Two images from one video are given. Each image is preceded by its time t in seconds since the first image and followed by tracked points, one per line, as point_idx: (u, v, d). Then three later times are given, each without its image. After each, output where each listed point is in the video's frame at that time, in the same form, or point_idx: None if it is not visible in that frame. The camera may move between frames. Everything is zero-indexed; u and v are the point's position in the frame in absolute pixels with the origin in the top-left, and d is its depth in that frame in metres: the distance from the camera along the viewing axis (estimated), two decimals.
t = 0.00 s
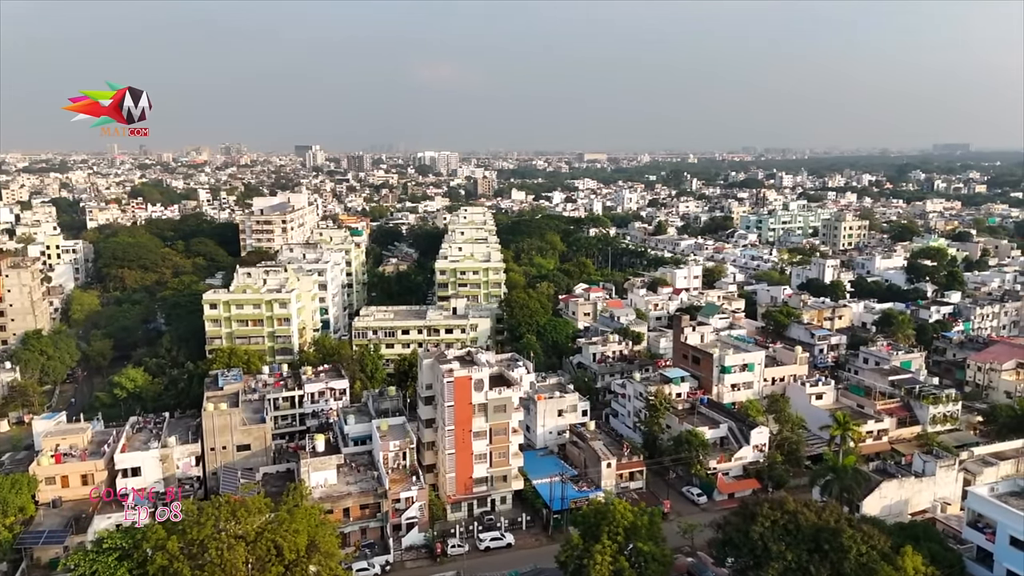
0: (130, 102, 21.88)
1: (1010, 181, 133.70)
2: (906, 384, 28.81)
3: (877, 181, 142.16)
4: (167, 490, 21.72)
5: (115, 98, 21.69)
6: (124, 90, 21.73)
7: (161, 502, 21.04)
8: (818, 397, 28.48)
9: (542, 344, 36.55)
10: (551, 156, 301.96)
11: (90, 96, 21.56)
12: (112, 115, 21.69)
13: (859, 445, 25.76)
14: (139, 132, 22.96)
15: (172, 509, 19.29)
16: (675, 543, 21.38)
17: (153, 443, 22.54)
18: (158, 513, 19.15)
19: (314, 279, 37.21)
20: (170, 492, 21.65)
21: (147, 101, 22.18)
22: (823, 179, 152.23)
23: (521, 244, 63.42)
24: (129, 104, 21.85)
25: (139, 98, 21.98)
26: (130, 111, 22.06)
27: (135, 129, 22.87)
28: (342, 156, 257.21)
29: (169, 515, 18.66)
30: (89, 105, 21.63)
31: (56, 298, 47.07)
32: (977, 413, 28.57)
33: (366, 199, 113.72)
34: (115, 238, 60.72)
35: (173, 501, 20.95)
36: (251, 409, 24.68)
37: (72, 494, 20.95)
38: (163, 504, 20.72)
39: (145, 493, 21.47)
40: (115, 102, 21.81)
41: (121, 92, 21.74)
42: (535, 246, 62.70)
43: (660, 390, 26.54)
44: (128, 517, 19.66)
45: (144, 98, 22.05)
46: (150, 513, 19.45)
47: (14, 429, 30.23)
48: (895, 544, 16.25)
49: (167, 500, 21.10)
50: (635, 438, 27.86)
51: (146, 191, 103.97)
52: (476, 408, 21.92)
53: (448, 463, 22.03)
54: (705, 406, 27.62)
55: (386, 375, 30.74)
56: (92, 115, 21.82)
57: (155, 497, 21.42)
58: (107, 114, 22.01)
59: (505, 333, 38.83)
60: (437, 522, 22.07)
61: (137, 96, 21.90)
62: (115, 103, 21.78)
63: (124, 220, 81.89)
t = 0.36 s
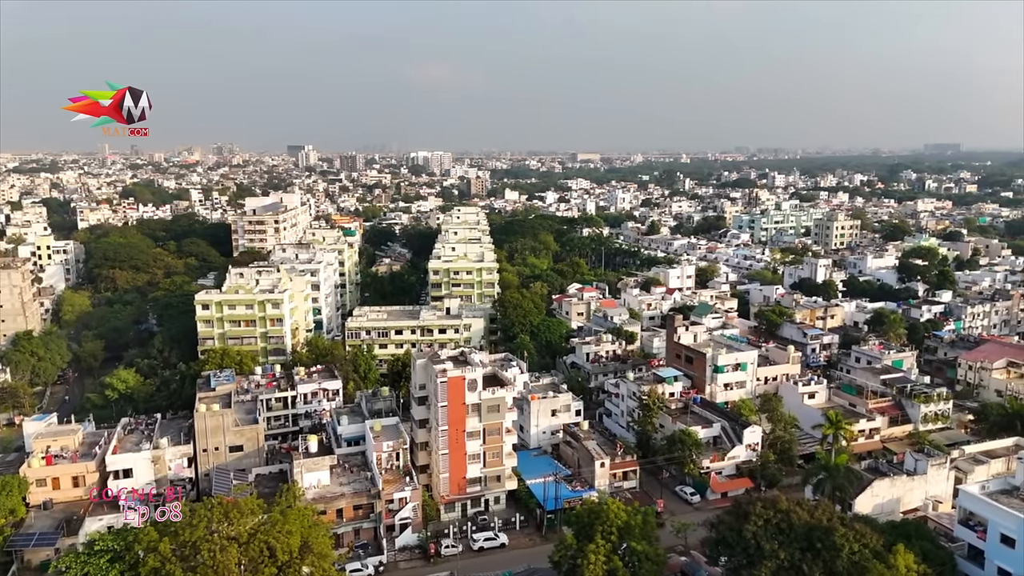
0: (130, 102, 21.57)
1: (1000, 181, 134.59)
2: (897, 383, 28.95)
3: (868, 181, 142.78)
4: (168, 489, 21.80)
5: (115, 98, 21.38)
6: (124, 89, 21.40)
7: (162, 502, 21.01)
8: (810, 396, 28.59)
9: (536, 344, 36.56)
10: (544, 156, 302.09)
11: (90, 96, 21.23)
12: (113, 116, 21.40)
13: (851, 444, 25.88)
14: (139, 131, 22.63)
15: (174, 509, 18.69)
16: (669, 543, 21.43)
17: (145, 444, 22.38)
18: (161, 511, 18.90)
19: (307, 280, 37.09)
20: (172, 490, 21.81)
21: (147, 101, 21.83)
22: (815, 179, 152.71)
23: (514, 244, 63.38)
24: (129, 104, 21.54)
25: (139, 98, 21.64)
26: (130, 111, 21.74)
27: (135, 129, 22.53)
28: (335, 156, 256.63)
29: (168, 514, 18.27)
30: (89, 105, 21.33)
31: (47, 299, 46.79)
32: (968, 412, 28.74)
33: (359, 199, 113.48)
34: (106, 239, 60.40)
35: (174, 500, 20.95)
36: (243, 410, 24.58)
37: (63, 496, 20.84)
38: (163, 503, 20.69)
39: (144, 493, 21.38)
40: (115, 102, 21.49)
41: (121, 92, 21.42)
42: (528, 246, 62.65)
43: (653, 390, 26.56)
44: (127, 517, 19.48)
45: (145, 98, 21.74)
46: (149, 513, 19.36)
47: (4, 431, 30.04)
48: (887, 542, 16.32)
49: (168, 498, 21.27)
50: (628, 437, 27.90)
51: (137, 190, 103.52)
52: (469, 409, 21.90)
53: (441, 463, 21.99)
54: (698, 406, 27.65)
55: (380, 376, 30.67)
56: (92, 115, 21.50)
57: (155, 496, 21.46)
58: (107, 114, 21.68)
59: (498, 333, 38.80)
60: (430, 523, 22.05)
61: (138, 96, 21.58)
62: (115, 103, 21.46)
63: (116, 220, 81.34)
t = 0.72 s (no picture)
0: (130, 102, 21.35)
1: (985, 182, 135.85)
2: (884, 381, 29.16)
3: (855, 181, 143.76)
4: (168, 489, 21.82)
5: (115, 98, 21.16)
6: (124, 89, 21.18)
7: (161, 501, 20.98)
8: (798, 394, 28.76)
9: (526, 344, 36.57)
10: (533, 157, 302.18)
11: (90, 96, 21.01)
12: (113, 116, 21.17)
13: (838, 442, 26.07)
14: (139, 132, 22.41)
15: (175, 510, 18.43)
16: (658, 541, 21.50)
17: (132, 446, 22.26)
18: (163, 512, 18.36)
19: (295, 280, 36.93)
20: (172, 490, 21.82)
21: (148, 101, 21.62)
22: (803, 180, 153.50)
23: (504, 244, 63.36)
24: (129, 104, 21.32)
25: (139, 98, 21.43)
26: (130, 111, 21.52)
27: (135, 129, 22.30)
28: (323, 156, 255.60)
29: (168, 516, 17.81)
30: (89, 105, 21.11)
31: (32, 301, 46.31)
32: (954, 410, 29.01)
33: (348, 199, 113.08)
34: (92, 240, 59.85)
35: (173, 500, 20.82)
36: (231, 411, 24.45)
37: (49, 499, 20.63)
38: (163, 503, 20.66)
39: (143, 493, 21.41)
40: (115, 103, 21.26)
41: (121, 92, 21.20)
42: (518, 246, 62.68)
43: (642, 389, 26.62)
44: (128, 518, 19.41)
45: (145, 98, 21.52)
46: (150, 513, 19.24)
47: None
48: (874, 539, 16.45)
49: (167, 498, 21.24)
50: (618, 436, 27.95)
51: (124, 191, 102.68)
52: (459, 409, 21.89)
53: (431, 464, 21.98)
54: (688, 405, 27.75)
55: (369, 376, 30.55)
56: (92, 115, 21.27)
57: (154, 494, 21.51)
58: (107, 114, 21.45)
59: (488, 333, 38.77)
60: (420, 524, 21.99)
61: (138, 96, 21.35)
62: (115, 103, 21.25)
63: (102, 221, 80.70)
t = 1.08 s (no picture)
0: (130, 102, 21.06)
1: (953, 181, 138.41)
2: (856, 378, 29.64)
3: (827, 181, 145.75)
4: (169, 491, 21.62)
5: (115, 98, 20.89)
6: (125, 89, 20.90)
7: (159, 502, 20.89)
8: (771, 391, 29.11)
9: (503, 344, 36.54)
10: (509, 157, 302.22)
11: (90, 96, 20.72)
12: (113, 116, 20.89)
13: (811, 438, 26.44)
14: (139, 131, 22.09)
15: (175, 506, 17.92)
16: (635, 539, 21.63)
17: (102, 452, 21.89)
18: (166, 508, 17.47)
19: (269, 282, 36.57)
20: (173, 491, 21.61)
21: (148, 101, 21.34)
22: (775, 179, 155.29)
23: (481, 244, 63.29)
24: (129, 104, 21.03)
25: (139, 98, 21.16)
26: (130, 111, 21.23)
27: (135, 129, 22.01)
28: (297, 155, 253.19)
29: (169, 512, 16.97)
30: (89, 105, 20.82)
31: None
32: (922, 405, 29.56)
33: (322, 200, 112.13)
34: (60, 242, 58.63)
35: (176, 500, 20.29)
36: (205, 414, 24.14)
37: (16, 506, 20.15)
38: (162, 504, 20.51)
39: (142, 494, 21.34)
40: (115, 102, 20.98)
41: (121, 92, 20.91)
42: (494, 246, 62.66)
43: (619, 388, 26.75)
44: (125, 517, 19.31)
45: (145, 98, 21.23)
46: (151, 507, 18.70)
47: None
48: (847, 533, 16.71)
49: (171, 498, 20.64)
50: (595, 435, 28.07)
51: (92, 191, 100.77)
52: (436, 410, 21.82)
53: (408, 465, 21.87)
54: (663, 403, 27.96)
55: (345, 378, 30.32)
56: (91, 115, 21.00)
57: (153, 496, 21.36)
58: (107, 114, 21.17)
59: (465, 334, 38.69)
60: (397, 525, 21.89)
61: (138, 96, 21.07)
62: (115, 103, 20.97)
63: (70, 222, 79.15)
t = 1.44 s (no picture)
0: (130, 102, 22.37)
1: (872, 180, 145.10)
2: (785, 370, 30.70)
3: (756, 180, 150.56)
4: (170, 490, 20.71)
5: (115, 98, 22.13)
6: (124, 90, 22.19)
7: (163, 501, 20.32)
8: (706, 385, 29.85)
9: (443, 345, 36.31)
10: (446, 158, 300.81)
11: (91, 96, 21.95)
12: (113, 116, 22.16)
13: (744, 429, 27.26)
14: (137, 130, 23.40)
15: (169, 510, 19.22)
16: (576, 535, 21.85)
17: (19, 467, 20.72)
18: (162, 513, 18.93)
19: (199, 286, 35.38)
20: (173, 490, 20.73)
21: (147, 100, 22.66)
22: (707, 179, 159.30)
23: (419, 245, 62.79)
24: (129, 104, 22.33)
25: (139, 98, 22.47)
26: (130, 111, 22.51)
27: (133, 128, 23.28)
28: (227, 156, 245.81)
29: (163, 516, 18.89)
30: (89, 105, 22.03)
31: None
32: (847, 395, 30.85)
33: (254, 202, 109.11)
34: None
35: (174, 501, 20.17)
36: (131, 425, 23.15)
37: None
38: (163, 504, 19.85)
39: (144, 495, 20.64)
40: (115, 102, 22.24)
41: (121, 92, 22.18)
42: (433, 246, 62.31)
43: (559, 386, 26.95)
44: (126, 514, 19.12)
45: (145, 99, 22.55)
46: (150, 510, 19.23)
47: None
48: (778, 521, 17.32)
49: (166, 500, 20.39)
50: (536, 434, 28.24)
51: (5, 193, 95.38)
52: (375, 413, 21.50)
53: (347, 470, 21.50)
54: (602, 399, 28.33)
55: (280, 384, 29.60)
56: (92, 115, 22.23)
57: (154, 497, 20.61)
58: (107, 114, 22.41)
59: (404, 336, 38.33)
60: (337, 532, 21.56)
61: (138, 97, 22.38)
62: (115, 103, 22.22)
63: None
